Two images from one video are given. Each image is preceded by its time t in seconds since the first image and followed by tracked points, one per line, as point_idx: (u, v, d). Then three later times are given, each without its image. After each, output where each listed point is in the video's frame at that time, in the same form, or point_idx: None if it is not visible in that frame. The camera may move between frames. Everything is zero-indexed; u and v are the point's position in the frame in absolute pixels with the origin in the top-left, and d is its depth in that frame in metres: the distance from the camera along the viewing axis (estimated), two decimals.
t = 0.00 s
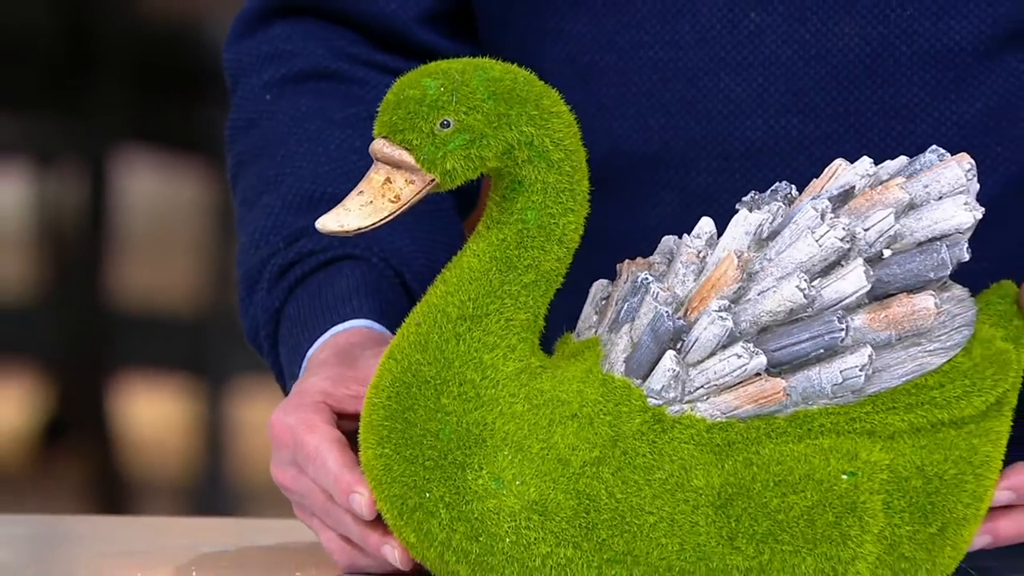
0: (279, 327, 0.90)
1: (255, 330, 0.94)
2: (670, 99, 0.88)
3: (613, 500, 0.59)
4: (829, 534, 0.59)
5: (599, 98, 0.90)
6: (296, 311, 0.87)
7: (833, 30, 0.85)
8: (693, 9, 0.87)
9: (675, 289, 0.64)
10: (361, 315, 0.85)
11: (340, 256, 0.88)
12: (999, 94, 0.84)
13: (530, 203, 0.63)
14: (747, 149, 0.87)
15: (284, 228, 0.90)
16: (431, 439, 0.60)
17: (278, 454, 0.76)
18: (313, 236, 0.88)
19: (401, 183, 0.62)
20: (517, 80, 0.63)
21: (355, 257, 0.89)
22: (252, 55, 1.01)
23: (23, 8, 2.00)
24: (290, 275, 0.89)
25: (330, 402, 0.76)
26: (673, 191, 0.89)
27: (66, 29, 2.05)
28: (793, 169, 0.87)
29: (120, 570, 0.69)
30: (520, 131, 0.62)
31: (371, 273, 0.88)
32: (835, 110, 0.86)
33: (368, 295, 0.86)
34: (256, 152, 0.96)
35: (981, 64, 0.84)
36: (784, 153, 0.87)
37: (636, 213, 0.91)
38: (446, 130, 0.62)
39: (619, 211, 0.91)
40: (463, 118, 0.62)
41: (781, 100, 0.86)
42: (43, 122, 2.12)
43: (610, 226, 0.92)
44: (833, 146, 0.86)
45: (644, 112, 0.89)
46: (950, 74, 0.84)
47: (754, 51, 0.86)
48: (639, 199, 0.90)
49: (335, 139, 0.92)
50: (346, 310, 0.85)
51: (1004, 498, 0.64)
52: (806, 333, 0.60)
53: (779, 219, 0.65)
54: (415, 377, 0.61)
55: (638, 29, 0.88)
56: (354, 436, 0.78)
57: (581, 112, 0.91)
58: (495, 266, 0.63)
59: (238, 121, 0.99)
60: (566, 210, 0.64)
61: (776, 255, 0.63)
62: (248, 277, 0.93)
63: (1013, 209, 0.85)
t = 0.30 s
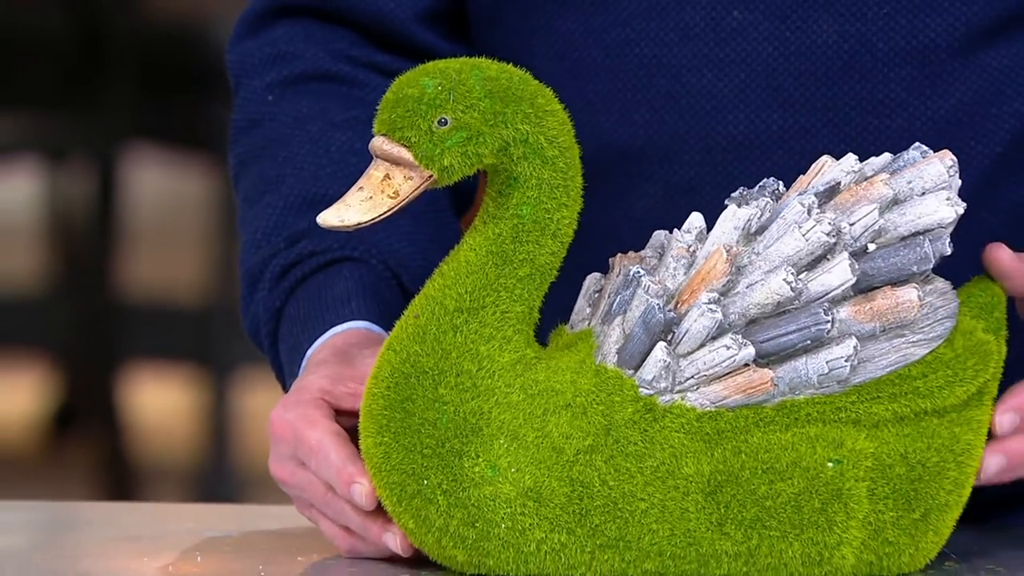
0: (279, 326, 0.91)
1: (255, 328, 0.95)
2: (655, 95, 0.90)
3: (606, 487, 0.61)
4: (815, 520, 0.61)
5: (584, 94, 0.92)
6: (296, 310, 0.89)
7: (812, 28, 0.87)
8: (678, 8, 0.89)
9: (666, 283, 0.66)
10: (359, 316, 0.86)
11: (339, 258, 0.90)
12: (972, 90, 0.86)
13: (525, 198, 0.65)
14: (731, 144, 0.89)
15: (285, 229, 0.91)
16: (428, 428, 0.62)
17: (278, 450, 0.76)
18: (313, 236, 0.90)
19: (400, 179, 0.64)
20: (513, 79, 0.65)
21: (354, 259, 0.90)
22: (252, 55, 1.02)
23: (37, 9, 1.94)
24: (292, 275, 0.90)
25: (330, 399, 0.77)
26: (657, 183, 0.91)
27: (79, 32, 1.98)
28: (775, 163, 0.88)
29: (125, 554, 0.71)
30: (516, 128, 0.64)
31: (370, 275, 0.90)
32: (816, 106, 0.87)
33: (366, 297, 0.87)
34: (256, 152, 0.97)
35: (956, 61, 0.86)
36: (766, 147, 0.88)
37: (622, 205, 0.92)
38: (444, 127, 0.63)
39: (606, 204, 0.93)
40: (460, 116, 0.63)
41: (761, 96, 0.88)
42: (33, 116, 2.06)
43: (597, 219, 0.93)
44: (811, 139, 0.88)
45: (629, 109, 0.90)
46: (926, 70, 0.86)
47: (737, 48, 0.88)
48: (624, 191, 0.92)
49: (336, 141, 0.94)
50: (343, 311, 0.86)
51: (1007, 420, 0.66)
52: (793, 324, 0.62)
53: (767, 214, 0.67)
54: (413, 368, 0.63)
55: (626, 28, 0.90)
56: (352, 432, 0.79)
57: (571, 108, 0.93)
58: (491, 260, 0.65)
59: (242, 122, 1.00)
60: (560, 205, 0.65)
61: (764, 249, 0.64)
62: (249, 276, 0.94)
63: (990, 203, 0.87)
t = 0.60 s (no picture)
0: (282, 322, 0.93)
1: (258, 323, 0.97)
2: (648, 96, 0.91)
3: (602, 475, 0.63)
4: (805, 507, 0.63)
5: (579, 95, 0.93)
6: (299, 307, 0.90)
7: (802, 31, 0.88)
8: (671, 12, 0.90)
9: (661, 276, 0.67)
10: (360, 313, 0.88)
11: (341, 256, 0.91)
12: (956, 93, 0.88)
13: (523, 195, 0.67)
14: (721, 144, 0.91)
15: (288, 227, 0.93)
16: (430, 418, 0.64)
17: (281, 442, 0.77)
18: (315, 235, 0.92)
19: (402, 176, 0.66)
20: (512, 79, 0.67)
21: (355, 258, 0.91)
22: (252, 56, 1.04)
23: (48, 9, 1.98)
24: (295, 272, 0.92)
25: (333, 393, 0.78)
26: (650, 182, 0.92)
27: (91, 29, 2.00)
28: (765, 162, 0.90)
29: (134, 541, 0.72)
30: (515, 127, 0.66)
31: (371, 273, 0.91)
32: (804, 108, 0.89)
33: (366, 295, 0.89)
34: (258, 152, 0.99)
35: (940, 64, 0.88)
36: (755, 147, 0.90)
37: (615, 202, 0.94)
38: (445, 126, 0.65)
39: (599, 201, 0.95)
40: (461, 115, 0.65)
41: (750, 98, 0.90)
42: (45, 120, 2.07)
43: (591, 215, 0.95)
44: (801, 140, 0.90)
45: (623, 109, 0.92)
46: (912, 74, 0.88)
47: (728, 51, 0.90)
48: (617, 189, 0.94)
49: (336, 142, 0.96)
50: (345, 309, 0.88)
51: (996, 375, 0.68)
52: (784, 317, 0.64)
53: (759, 210, 0.69)
54: (415, 359, 0.64)
55: (620, 31, 0.92)
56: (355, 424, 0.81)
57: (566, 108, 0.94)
58: (490, 254, 0.67)
59: (242, 122, 1.02)
60: (559, 201, 0.67)
61: (755, 244, 0.66)
62: (252, 272, 0.96)
63: (973, 201, 0.89)
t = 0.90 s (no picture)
0: (285, 317, 0.94)
1: (262, 318, 0.98)
2: (639, 93, 0.93)
3: (600, 464, 0.64)
4: (797, 494, 0.65)
5: (575, 94, 0.95)
6: (301, 303, 0.91)
7: (790, 30, 0.90)
8: (662, 11, 0.92)
9: (657, 270, 0.69)
10: (361, 308, 0.89)
11: (341, 252, 0.92)
12: (940, 90, 0.90)
13: (523, 190, 0.68)
14: (712, 140, 0.92)
15: (291, 224, 0.95)
16: (431, 408, 0.65)
17: (284, 434, 0.79)
18: (316, 232, 0.93)
19: (404, 172, 0.67)
20: (511, 77, 0.68)
21: (355, 254, 0.93)
22: (253, 56, 1.05)
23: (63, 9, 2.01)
24: (297, 268, 0.93)
25: (335, 386, 0.80)
26: (642, 177, 0.94)
27: (102, 28, 2.02)
28: (755, 157, 0.92)
29: (140, 527, 0.74)
30: (514, 124, 0.67)
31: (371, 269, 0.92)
32: (793, 105, 0.91)
33: (366, 291, 0.90)
34: (260, 150, 1.00)
35: (924, 62, 0.90)
36: (744, 142, 0.92)
37: (609, 197, 0.96)
38: (446, 123, 0.67)
39: (594, 196, 0.96)
40: (462, 112, 0.67)
41: (739, 95, 0.91)
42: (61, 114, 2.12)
43: (585, 209, 0.97)
44: (789, 137, 0.91)
45: (615, 107, 0.94)
46: (896, 71, 0.90)
47: (717, 50, 0.91)
48: (610, 185, 0.95)
49: (336, 140, 0.97)
50: (346, 304, 0.89)
51: (983, 365, 0.69)
52: (777, 310, 0.66)
53: (752, 205, 0.70)
54: (417, 351, 0.66)
55: (613, 30, 0.93)
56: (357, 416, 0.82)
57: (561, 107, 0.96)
58: (490, 248, 0.68)
59: (243, 120, 1.03)
60: (557, 196, 0.69)
61: (749, 238, 0.68)
62: (255, 268, 0.97)
63: (959, 196, 0.91)
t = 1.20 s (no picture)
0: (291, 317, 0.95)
1: (267, 318, 0.99)
2: (635, 92, 0.94)
3: (598, 456, 0.65)
4: (794, 487, 0.66)
5: (574, 95, 0.96)
6: (307, 302, 0.93)
7: (783, 29, 0.91)
8: (656, 10, 0.93)
9: (655, 265, 0.70)
10: (365, 307, 0.90)
11: (346, 253, 0.93)
12: (931, 88, 0.91)
13: (522, 187, 0.69)
14: (707, 138, 0.93)
15: (295, 225, 0.96)
16: (432, 401, 0.66)
17: (286, 429, 0.79)
18: (321, 233, 0.94)
19: (405, 168, 0.68)
20: (511, 75, 0.69)
21: (359, 253, 0.94)
22: (255, 59, 1.06)
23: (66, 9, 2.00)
24: (303, 269, 0.94)
25: (338, 381, 0.81)
26: (638, 175, 0.95)
27: (106, 29, 2.02)
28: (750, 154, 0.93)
29: (145, 520, 0.75)
30: (514, 121, 0.68)
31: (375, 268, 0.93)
32: (787, 103, 0.92)
33: (371, 291, 0.91)
34: (264, 152, 1.01)
35: (915, 61, 0.91)
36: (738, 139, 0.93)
37: (607, 194, 0.96)
38: (446, 120, 0.68)
39: (591, 194, 0.97)
40: (462, 109, 0.68)
41: (733, 93, 0.92)
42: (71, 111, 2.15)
43: (582, 207, 0.98)
44: (783, 135, 0.92)
45: (611, 106, 0.95)
46: (887, 70, 0.91)
47: (711, 49, 0.92)
48: (607, 183, 0.96)
49: (339, 141, 0.98)
50: (352, 304, 0.90)
51: (975, 359, 0.70)
52: (773, 305, 0.67)
53: (749, 201, 0.71)
54: (419, 345, 0.67)
55: (608, 31, 0.94)
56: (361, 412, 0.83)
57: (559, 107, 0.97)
58: (490, 244, 0.69)
59: (245, 122, 1.04)
60: (557, 193, 0.70)
61: (745, 234, 0.69)
62: (260, 268, 0.98)
63: (951, 193, 0.92)
